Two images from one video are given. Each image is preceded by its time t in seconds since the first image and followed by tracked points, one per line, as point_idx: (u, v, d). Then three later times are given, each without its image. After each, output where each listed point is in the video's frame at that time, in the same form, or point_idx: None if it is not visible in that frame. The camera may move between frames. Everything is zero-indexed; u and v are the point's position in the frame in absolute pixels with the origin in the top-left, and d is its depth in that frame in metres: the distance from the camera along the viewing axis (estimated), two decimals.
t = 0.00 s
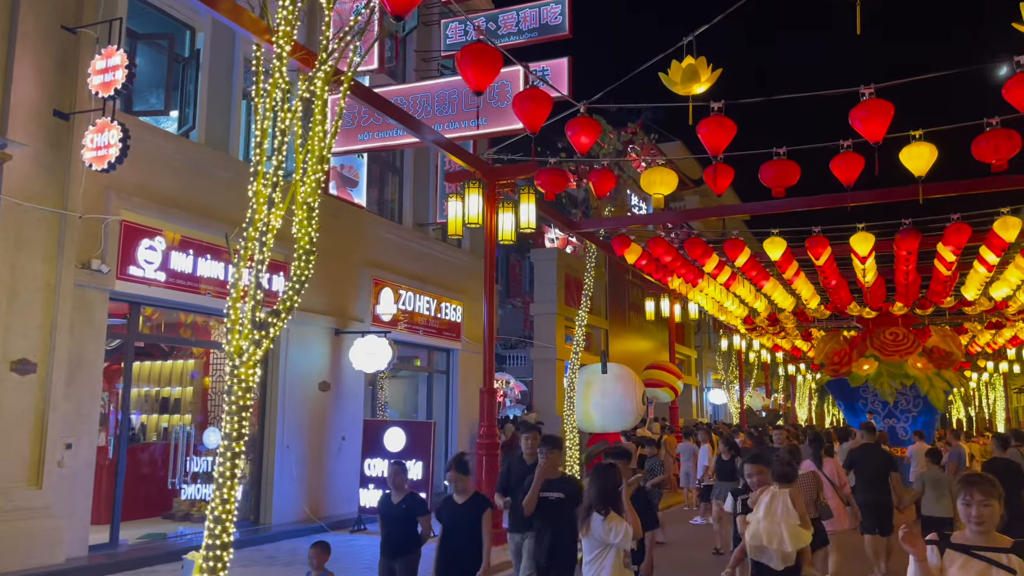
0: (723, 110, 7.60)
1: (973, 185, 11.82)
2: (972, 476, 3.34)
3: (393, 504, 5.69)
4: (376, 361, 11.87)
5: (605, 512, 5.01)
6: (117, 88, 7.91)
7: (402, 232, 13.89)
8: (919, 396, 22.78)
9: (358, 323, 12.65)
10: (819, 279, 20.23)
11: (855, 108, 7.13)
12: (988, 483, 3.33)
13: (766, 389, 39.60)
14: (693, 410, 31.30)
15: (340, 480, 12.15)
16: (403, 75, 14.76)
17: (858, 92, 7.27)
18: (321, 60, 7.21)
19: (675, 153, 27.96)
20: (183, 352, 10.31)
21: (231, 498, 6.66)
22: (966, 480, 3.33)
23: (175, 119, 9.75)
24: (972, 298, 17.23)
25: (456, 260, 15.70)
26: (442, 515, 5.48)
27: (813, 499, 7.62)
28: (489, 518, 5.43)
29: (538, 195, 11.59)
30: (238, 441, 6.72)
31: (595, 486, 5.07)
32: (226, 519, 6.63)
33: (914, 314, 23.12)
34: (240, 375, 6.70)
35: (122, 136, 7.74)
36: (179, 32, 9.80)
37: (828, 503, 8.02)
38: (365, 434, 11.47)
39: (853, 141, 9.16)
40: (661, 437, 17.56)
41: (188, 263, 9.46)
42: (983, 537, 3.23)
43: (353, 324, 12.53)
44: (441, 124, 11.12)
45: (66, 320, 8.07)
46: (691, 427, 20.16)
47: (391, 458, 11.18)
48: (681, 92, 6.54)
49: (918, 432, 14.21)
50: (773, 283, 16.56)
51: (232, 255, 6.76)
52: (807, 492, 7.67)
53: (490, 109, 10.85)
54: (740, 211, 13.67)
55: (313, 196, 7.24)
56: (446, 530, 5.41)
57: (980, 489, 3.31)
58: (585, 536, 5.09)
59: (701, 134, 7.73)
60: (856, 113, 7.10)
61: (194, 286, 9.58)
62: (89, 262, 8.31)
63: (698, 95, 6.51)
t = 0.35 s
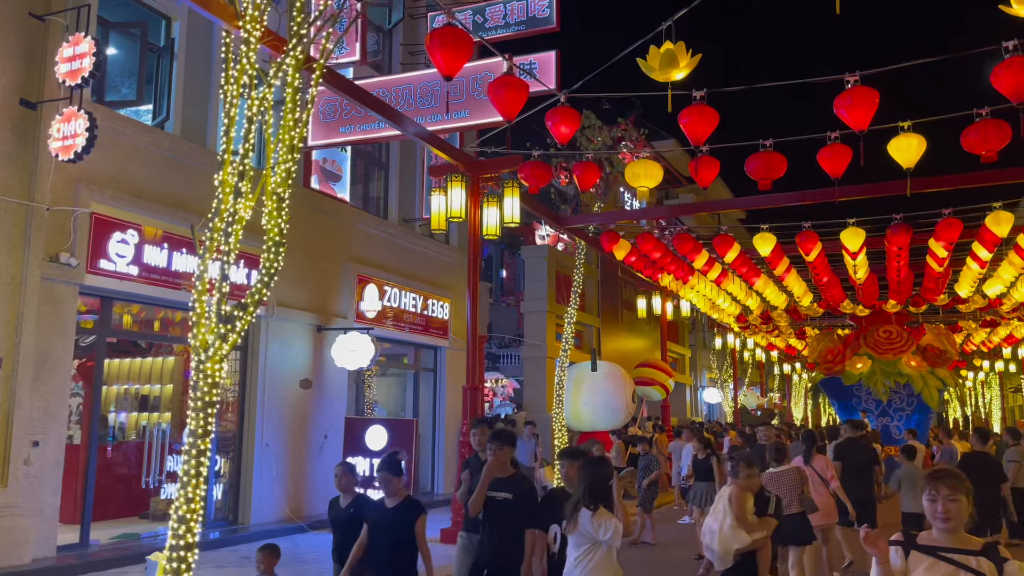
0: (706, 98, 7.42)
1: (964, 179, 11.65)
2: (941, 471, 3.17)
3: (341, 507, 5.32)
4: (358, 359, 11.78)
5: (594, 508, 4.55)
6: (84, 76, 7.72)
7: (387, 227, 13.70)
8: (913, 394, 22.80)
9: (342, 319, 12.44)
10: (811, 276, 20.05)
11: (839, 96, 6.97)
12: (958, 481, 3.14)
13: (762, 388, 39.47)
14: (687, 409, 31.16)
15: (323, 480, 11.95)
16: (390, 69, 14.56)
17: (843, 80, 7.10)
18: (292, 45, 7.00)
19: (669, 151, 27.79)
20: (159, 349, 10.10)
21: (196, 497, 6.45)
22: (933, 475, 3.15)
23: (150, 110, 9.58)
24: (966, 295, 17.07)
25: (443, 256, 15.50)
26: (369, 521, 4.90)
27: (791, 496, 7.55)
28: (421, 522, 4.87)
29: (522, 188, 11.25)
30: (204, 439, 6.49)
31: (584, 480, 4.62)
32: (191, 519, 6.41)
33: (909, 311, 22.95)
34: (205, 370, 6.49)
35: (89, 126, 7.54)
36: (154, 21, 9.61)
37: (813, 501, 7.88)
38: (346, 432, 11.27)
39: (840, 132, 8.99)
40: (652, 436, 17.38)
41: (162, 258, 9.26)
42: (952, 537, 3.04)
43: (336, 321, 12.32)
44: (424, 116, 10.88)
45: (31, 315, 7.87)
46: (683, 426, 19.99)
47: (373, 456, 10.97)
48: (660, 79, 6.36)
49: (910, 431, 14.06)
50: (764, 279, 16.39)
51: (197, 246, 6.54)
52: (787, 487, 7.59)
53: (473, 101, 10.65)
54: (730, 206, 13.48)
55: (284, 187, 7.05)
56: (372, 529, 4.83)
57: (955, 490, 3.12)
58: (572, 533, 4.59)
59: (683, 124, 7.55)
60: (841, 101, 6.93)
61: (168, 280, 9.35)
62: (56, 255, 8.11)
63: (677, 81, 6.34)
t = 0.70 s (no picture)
0: (691, 91, 7.21)
1: (958, 176, 11.47)
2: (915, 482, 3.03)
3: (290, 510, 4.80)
4: (342, 358, 11.52)
5: (573, 521, 4.29)
6: (53, 68, 7.51)
7: (374, 225, 13.50)
8: (909, 394, 22.56)
9: (325, 318, 12.23)
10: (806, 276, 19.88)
11: (827, 88, 6.76)
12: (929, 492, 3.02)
13: (758, 388, 39.29)
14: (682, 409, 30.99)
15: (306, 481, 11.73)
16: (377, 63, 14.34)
17: (831, 72, 6.90)
18: (263, 34, 6.78)
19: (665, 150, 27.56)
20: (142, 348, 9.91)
21: (161, 501, 6.25)
22: (901, 487, 3.04)
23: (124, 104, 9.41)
24: (961, 295, 16.90)
25: (431, 254, 15.29)
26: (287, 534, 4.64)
27: (776, 495, 7.68)
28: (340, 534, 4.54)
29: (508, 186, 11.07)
30: (170, 440, 6.29)
31: (564, 487, 4.39)
32: (157, 525, 6.20)
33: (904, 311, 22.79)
34: (172, 370, 6.29)
35: (56, 118, 7.33)
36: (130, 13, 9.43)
37: (798, 503, 7.77)
38: (329, 433, 11.08)
39: (831, 127, 8.81)
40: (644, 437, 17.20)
41: (138, 255, 9.05)
42: (921, 554, 2.93)
43: (320, 320, 12.12)
44: (407, 111, 10.72)
45: None
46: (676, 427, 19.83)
47: (356, 458, 10.77)
48: (641, 69, 6.17)
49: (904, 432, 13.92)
50: (757, 278, 16.21)
51: (163, 243, 6.35)
52: (771, 488, 7.71)
53: (457, 96, 10.45)
54: (721, 204, 13.27)
55: (256, 181, 6.84)
56: (288, 542, 4.59)
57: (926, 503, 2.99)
58: (553, 546, 4.38)
59: (668, 117, 7.33)
60: (828, 93, 6.73)
61: (144, 278, 9.14)
62: (26, 252, 7.90)
63: (658, 72, 6.13)
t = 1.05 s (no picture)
0: (676, 78, 6.97)
1: (953, 170, 11.24)
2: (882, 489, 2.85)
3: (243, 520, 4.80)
4: (325, 356, 11.35)
5: (540, 528, 4.25)
6: (17, 54, 7.24)
7: (360, 221, 13.25)
8: (905, 394, 22.34)
9: (308, 315, 11.98)
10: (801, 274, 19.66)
11: (816, 75, 6.54)
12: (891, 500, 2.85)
13: (754, 388, 39.10)
14: (677, 409, 30.77)
15: (288, 482, 11.47)
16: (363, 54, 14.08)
17: (820, 57, 6.68)
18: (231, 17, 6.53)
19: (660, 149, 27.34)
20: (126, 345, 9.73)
21: (122, 504, 5.98)
22: (857, 493, 2.87)
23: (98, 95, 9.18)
24: (958, 293, 16.67)
25: (419, 252, 15.03)
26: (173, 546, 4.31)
27: (774, 495, 7.59)
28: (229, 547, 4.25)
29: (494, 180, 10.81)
30: (131, 441, 6.02)
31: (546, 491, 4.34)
32: (117, 528, 5.92)
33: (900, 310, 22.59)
34: (133, 367, 6.01)
35: (20, 107, 7.06)
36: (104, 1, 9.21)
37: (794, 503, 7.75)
38: (311, 433, 10.82)
39: (822, 117, 8.58)
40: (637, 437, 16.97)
41: (110, 250, 8.82)
42: (883, 566, 2.77)
43: (303, 317, 11.86)
44: (390, 103, 10.48)
45: None
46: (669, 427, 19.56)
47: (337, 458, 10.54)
48: (621, 53, 5.95)
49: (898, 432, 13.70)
50: (750, 276, 15.97)
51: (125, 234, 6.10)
52: (771, 487, 7.61)
53: (442, 86, 10.24)
54: (713, 199, 13.02)
55: (224, 171, 6.60)
56: (171, 560, 4.27)
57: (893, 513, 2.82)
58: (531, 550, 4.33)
59: (653, 105, 7.09)
60: (818, 79, 6.50)
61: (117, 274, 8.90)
62: None
63: (640, 56, 5.91)
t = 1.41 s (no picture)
0: (660, 65, 6.75)
1: (949, 165, 11.02)
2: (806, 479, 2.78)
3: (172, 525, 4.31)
4: (307, 354, 11.13)
5: (537, 537, 3.70)
6: None
7: (345, 216, 13.03)
8: (901, 393, 22.10)
9: (291, 312, 11.76)
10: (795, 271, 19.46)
11: (804, 61, 6.33)
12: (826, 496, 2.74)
13: (751, 388, 38.95)
14: (673, 409, 30.57)
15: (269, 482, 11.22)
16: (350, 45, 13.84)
17: (808, 43, 6.47)
18: None
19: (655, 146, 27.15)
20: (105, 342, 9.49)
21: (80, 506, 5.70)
22: (800, 487, 2.73)
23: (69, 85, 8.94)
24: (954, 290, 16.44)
25: (407, 248, 14.81)
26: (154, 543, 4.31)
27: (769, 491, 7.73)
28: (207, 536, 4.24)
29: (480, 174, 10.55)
30: (92, 440, 5.78)
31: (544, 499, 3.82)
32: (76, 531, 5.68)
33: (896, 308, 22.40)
34: (93, 363, 5.79)
35: None
36: None
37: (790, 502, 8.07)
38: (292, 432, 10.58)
39: (813, 108, 8.36)
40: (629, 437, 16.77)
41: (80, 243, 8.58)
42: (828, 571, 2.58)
43: (286, 314, 11.64)
44: (372, 94, 10.26)
45: None
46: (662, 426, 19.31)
47: (319, 459, 10.30)
48: (600, 36, 5.73)
49: (891, 432, 13.49)
50: (743, 273, 15.75)
51: (84, 224, 5.87)
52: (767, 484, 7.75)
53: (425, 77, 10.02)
54: (704, 195, 12.77)
55: (190, 160, 6.37)
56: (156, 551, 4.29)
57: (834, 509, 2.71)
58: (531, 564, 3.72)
59: (636, 93, 6.87)
60: (806, 65, 6.28)
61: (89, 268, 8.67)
62: None
63: (620, 39, 5.70)
